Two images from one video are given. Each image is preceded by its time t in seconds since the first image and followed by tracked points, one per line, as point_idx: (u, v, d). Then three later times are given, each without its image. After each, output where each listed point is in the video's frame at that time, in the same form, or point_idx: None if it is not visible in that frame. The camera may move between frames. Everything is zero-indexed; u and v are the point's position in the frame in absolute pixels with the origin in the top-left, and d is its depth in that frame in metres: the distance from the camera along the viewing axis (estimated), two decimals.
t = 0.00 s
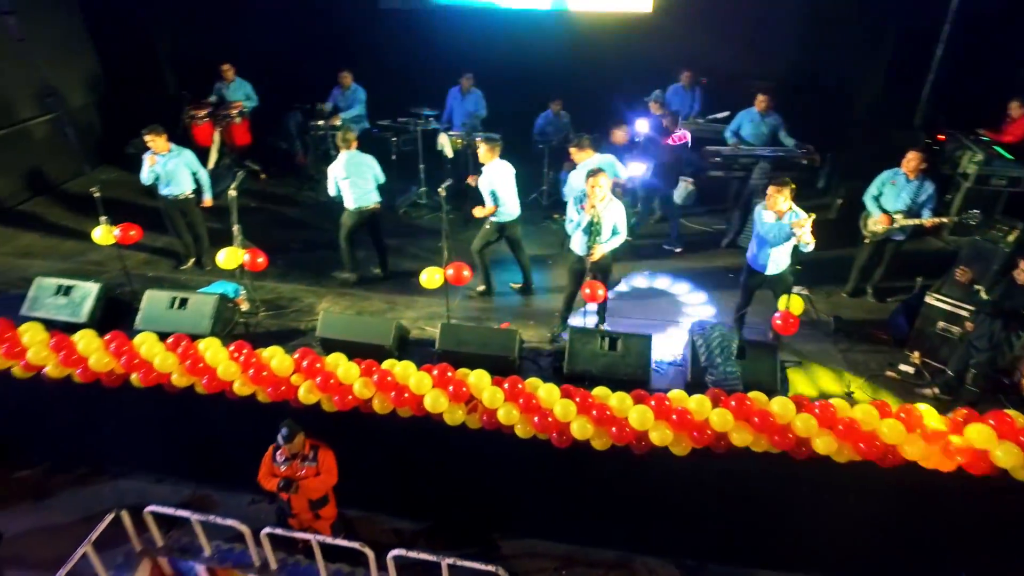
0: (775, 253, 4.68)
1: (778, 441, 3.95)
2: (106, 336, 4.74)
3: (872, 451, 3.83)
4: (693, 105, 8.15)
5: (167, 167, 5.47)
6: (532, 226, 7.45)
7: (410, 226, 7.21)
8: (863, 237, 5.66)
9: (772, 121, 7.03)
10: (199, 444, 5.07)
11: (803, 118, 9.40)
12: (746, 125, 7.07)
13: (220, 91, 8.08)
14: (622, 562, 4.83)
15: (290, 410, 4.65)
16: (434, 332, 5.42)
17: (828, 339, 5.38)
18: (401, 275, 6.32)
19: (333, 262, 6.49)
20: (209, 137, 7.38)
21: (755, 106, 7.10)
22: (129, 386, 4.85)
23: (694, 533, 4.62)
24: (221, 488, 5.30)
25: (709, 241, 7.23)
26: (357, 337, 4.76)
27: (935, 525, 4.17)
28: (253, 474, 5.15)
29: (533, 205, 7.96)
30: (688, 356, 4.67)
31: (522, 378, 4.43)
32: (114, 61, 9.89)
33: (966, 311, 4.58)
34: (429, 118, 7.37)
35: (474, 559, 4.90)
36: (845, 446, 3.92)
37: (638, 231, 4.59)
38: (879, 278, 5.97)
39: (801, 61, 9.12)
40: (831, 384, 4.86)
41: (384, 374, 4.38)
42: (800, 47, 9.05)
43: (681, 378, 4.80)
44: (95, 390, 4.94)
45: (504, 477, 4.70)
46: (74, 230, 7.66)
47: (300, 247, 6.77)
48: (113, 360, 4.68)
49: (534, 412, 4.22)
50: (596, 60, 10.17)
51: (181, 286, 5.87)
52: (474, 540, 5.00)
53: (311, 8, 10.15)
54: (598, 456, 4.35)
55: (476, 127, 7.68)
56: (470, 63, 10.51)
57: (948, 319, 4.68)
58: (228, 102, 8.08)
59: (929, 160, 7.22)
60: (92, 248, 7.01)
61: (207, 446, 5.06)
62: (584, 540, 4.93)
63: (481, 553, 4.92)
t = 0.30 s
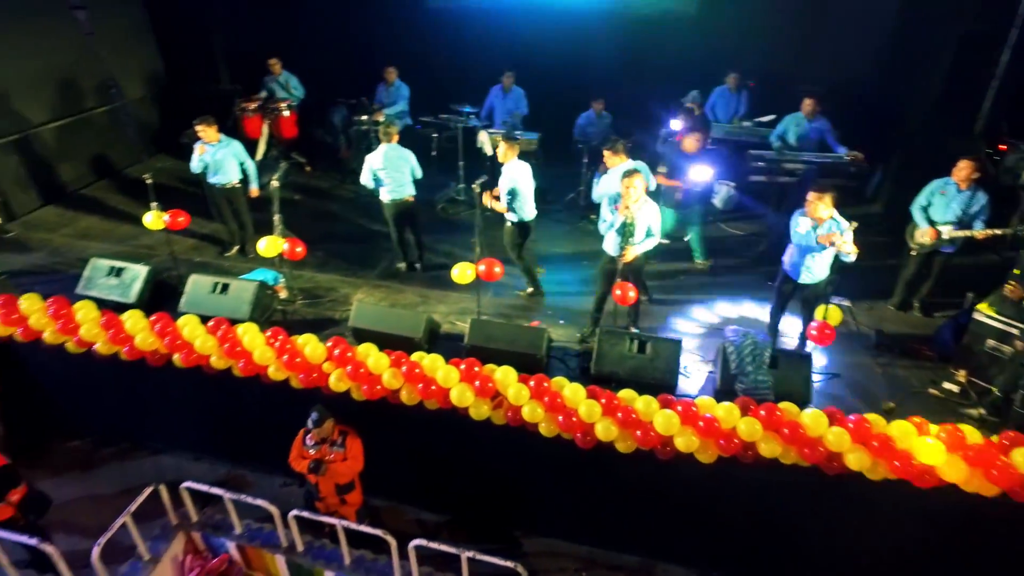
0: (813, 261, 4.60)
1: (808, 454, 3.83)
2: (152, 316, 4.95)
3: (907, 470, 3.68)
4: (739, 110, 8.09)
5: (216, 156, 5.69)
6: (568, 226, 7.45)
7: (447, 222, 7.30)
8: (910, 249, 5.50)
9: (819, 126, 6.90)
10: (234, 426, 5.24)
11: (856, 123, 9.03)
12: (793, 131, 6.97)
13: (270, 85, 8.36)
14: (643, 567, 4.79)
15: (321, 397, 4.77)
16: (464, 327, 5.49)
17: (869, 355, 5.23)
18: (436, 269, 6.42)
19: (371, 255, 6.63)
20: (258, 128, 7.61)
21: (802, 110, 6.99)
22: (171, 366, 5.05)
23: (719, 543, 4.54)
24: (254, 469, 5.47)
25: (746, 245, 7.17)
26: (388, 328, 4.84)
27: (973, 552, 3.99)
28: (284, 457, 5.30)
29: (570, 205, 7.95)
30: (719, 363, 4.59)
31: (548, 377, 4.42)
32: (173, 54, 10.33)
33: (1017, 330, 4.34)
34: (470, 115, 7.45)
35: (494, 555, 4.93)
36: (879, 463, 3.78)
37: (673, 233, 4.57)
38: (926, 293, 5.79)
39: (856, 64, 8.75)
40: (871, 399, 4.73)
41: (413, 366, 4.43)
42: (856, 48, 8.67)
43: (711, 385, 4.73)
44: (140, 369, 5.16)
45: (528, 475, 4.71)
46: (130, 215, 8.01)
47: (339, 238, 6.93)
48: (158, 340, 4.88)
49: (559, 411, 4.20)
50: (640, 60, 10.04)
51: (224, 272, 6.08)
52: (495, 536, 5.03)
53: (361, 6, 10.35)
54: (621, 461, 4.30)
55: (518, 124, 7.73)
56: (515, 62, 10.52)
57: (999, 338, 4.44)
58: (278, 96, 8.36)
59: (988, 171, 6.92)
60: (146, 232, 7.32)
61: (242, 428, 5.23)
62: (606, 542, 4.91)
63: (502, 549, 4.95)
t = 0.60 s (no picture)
0: (849, 271, 4.58)
1: (843, 469, 3.72)
2: (196, 302, 5.11)
3: (949, 491, 3.52)
4: (786, 113, 7.91)
5: (261, 148, 5.87)
6: (605, 227, 7.40)
7: (485, 221, 7.32)
8: (958, 259, 5.35)
9: (871, 131, 6.76)
10: (269, 411, 5.38)
11: (910, 130, 8.71)
12: (842, 135, 6.89)
13: (317, 80, 8.57)
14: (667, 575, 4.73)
15: (353, 388, 4.85)
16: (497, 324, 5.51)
17: (913, 370, 5.03)
18: (471, 265, 6.45)
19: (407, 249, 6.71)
20: (305, 123, 7.81)
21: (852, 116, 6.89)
22: (212, 352, 5.20)
23: (746, 556, 4.45)
24: (288, 455, 5.61)
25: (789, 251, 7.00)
26: (421, 322, 4.89)
27: None
28: (316, 445, 5.42)
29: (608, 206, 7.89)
30: (753, 371, 4.48)
31: (577, 377, 4.39)
32: (226, 49, 10.65)
33: None
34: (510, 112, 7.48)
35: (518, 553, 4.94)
36: (919, 482, 3.63)
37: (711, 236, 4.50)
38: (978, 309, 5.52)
39: (913, 66, 8.39)
40: (913, 415, 4.59)
41: (444, 361, 4.47)
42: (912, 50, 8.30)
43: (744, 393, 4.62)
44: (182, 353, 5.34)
45: (553, 476, 4.70)
46: (180, 203, 8.29)
47: (377, 232, 7.04)
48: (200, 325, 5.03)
49: (587, 412, 4.17)
50: (684, 59, 9.86)
51: (265, 262, 6.25)
52: (521, 535, 5.04)
53: (406, 4, 10.45)
54: (648, 467, 4.25)
55: (560, 125, 7.75)
56: (557, 62, 10.48)
57: None
58: (324, 90, 8.55)
59: None
60: (193, 220, 7.57)
61: (276, 414, 5.37)
62: (630, 547, 4.86)
63: (526, 547, 4.96)
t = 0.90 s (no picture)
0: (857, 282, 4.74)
1: (880, 485, 3.59)
2: (236, 290, 5.24)
3: (995, 515, 3.34)
4: (835, 116, 7.70)
5: (300, 141, 6.03)
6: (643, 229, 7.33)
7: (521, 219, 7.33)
8: (1009, 271, 5.21)
9: (925, 137, 6.58)
10: (302, 399, 5.50)
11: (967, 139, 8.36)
12: (896, 141, 6.75)
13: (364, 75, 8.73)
14: None
15: (384, 381, 4.91)
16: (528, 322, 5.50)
17: (958, 386, 4.87)
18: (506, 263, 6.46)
19: (442, 245, 6.77)
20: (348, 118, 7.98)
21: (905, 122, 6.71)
22: (250, 339, 5.33)
23: (774, 569, 4.35)
24: (319, 444, 5.73)
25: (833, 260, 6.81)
26: (453, 317, 4.92)
27: None
28: (347, 435, 5.52)
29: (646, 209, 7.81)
30: (788, 380, 4.36)
31: (607, 379, 4.35)
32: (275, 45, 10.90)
33: None
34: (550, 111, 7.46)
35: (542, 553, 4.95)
36: (963, 504, 3.47)
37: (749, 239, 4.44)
38: None
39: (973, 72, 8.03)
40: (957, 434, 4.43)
41: (474, 356, 4.48)
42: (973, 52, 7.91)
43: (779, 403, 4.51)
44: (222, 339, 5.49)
45: (578, 477, 4.67)
46: (226, 194, 8.53)
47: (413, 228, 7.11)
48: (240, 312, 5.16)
49: (615, 415, 4.12)
50: (729, 59, 9.66)
51: (304, 253, 6.38)
52: (544, 534, 5.04)
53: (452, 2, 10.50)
54: (675, 473, 4.19)
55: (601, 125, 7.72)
56: (600, 61, 10.39)
57: None
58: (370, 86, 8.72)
59: None
60: (238, 210, 7.78)
61: (310, 403, 5.48)
62: (655, 553, 4.81)
63: (549, 547, 4.96)
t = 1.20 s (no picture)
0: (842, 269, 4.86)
1: (903, 495, 3.51)
2: (260, 283, 5.31)
3: None
4: (865, 119, 7.55)
5: (322, 138, 6.15)
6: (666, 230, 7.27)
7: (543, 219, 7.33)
8: None
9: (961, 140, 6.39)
10: (322, 393, 5.56)
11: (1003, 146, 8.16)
12: (929, 145, 6.59)
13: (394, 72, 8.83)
14: None
15: (403, 377, 4.95)
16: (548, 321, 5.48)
17: (989, 398, 4.75)
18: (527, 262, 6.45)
19: (464, 243, 6.79)
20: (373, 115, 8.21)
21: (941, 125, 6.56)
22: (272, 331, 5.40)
23: None
24: (337, 437, 5.79)
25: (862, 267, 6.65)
26: (473, 315, 4.93)
27: None
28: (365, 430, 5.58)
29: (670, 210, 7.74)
30: (811, 385, 4.29)
31: (625, 380, 4.32)
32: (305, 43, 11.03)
33: None
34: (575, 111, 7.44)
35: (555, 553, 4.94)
36: (990, 517, 3.37)
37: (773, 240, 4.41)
38: None
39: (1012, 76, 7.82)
40: (985, 447, 4.32)
41: (492, 354, 4.48)
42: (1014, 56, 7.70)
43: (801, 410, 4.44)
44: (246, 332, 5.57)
45: (595, 480, 4.66)
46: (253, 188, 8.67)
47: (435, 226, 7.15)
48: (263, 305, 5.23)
49: (634, 416, 4.08)
50: (758, 60, 9.52)
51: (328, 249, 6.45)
52: (558, 535, 5.03)
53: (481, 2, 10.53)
54: (693, 477, 4.15)
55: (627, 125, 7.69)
56: (627, 61, 10.33)
57: None
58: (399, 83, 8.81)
59: None
60: (264, 205, 7.90)
61: (329, 397, 5.53)
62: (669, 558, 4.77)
63: (563, 548, 4.95)
